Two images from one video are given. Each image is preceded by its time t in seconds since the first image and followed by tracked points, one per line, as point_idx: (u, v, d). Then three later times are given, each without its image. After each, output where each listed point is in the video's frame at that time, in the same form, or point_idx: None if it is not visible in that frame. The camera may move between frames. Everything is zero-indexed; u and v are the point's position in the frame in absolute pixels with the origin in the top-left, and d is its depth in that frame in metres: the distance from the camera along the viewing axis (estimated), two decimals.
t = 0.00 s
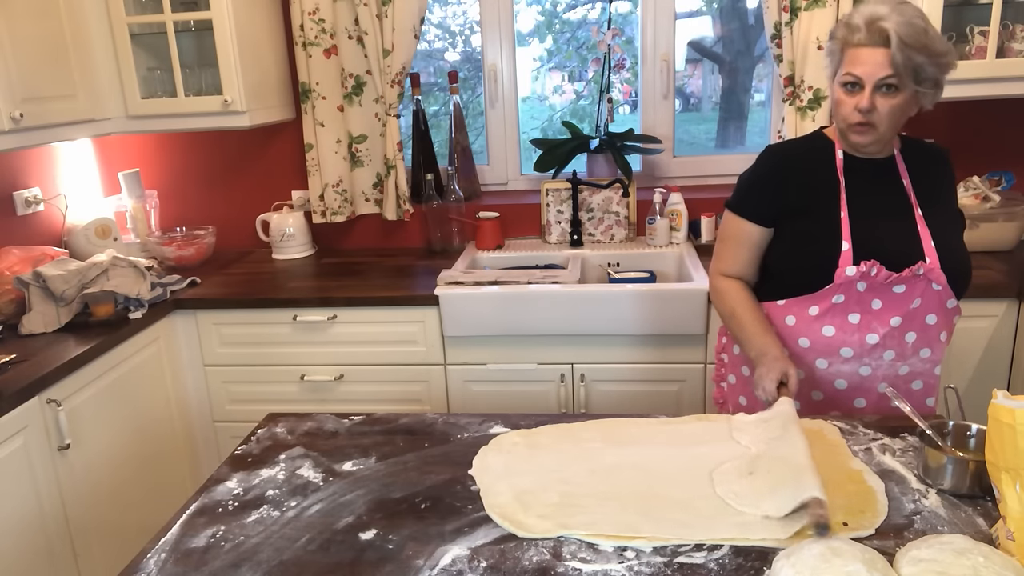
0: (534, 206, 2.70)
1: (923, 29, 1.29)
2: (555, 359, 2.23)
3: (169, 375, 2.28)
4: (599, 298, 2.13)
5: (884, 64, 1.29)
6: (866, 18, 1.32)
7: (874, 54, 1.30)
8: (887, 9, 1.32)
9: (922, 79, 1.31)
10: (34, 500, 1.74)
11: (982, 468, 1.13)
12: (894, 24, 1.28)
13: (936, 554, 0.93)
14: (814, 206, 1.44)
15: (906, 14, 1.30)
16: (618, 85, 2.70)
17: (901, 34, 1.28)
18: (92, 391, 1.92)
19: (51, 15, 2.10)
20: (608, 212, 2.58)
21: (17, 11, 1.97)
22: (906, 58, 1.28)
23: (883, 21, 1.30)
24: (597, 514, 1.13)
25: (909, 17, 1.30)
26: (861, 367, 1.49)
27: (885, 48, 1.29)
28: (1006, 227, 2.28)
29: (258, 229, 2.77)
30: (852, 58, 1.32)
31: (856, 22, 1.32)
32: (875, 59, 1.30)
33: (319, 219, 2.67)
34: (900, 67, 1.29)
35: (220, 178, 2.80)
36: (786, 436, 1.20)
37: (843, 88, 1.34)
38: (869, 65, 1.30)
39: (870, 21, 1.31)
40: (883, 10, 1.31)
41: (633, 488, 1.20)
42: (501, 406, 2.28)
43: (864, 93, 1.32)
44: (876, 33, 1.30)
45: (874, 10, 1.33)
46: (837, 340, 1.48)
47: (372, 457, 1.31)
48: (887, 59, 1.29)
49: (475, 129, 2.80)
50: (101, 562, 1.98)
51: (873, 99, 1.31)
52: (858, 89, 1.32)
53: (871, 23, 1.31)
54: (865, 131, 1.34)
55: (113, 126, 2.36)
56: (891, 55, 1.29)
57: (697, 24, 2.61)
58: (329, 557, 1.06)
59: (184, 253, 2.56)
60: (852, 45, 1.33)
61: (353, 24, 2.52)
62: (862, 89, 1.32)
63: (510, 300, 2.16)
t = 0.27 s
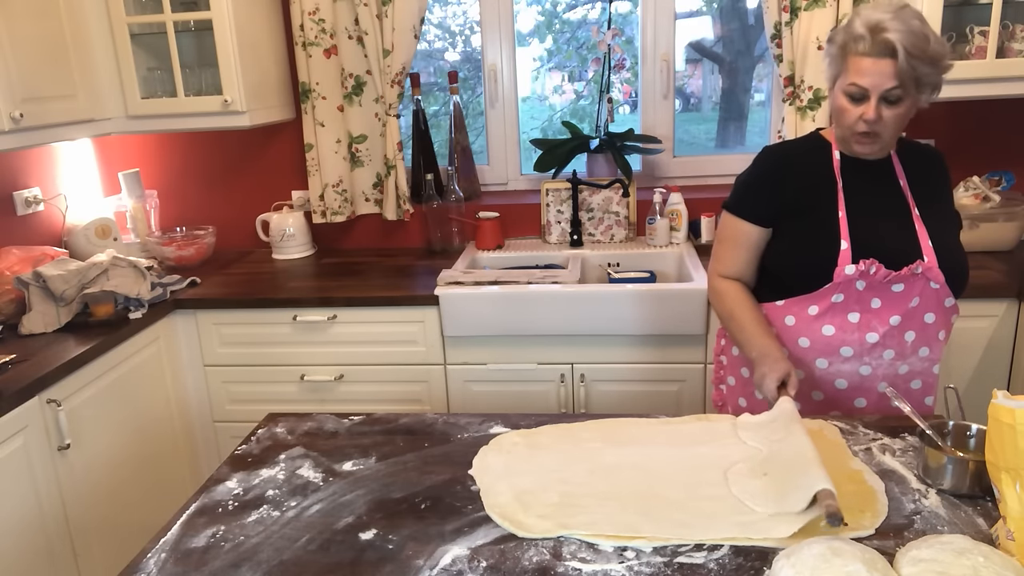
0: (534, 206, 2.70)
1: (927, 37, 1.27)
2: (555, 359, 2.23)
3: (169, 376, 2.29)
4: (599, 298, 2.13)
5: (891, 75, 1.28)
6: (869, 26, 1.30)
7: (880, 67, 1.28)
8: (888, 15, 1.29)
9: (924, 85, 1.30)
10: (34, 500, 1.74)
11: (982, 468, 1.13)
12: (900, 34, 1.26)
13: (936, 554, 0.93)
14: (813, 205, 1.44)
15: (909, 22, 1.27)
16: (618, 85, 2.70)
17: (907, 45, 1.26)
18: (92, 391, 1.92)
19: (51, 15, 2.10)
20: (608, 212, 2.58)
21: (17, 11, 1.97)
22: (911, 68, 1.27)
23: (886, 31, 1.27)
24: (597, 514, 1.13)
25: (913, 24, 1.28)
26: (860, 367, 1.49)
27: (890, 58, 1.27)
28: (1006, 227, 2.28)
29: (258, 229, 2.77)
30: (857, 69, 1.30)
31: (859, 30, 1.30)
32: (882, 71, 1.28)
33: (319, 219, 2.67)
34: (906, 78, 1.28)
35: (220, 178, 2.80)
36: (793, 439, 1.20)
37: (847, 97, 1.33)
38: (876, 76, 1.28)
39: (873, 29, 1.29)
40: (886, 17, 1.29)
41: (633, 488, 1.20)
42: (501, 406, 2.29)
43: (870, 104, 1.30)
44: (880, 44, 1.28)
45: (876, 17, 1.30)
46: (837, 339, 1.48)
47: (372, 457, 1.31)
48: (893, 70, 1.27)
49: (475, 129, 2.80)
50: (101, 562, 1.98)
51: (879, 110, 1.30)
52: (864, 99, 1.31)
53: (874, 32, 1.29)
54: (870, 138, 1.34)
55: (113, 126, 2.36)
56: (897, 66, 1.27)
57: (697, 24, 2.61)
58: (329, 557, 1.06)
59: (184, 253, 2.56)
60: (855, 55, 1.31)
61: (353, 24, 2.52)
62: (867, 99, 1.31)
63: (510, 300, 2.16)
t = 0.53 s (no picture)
0: (534, 206, 2.70)
1: (926, 37, 1.27)
2: (555, 359, 2.23)
3: (169, 375, 2.29)
4: (599, 298, 2.13)
5: (891, 75, 1.28)
6: (868, 25, 1.30)
7: (879, 66, 1.28)
8: (887, 15, 1.29)
9: (923, 85, 1.31)
10: (34, 500, 1.74)
11: (982, 467, 1.13)
12: (899, 34, 1.26)
13: (936, 554, 0.93)
14: (812, 204, 1.44)
15: (908, 22, 1.27)
16: (618, 85, 2.70)
17: (906, 45, 1.26)
18: (92, 391, 1.92)
19: (51, 15, 2.10)
20: (608, 212, 2.58)
21: (17, 11, 1.97)
22: (910, 68, 1.27)
23: (886, 31, 1.27)
24: (597, 514, 1.13)
25: (912, 24, 1.28)
26: (859, 365, 1.49)
27: (890, 58, 1.27)
28: (1006, 227, 2.28)
29: (258, 229, 2.77)
30: (857, 68, 1.30)
31: (858, 30, 1.29)
32: (881, 71, 1.28)
33: (318, 219, 2.67)
34: (905, 78, 1.28)
35: (220, 178, 2.80)
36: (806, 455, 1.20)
37: (847, 97, 1.33)
38: (876, 76, 1.28)
39: (872, 29, 1.29)
40: (885, 17, 1.29)
41: (633, 488, 1.20)
42: (501, 406, 2.29)
43: (869, 104, 1.30)
44: (880, 43, 1.28)
45: (875, 16, 1.30)
46: (835, 337, 1.48)
47: (372, 457, 1.31)
48: (893, 70, 1.27)
49: (475, 129, 2.80)
50: (101, 562, 1.98)
51: (879, 110, 1.30)
52: (864, 99, 1.31)
53: (873, 32, 1.28)
54: (870, 139, 1.34)
55: (113, 126, 2.36)
56: (896, 66, 1.27)
57: (697, 24, 2.61)
58: (328, 557, 1.06)
59: (184, 253, 2.56)
60: (854, 55, 1.31)
61: (353, 24, 2.52)
62: (867, 99, 1.31)
63: (510, 300, 2.16)
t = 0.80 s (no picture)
0: (534, 206, 2.70)
1: (926, 36, 1.28)
2: (555, 359, 2.23)
3: (169, 375, 2.29)
4: (599, 297, 2.13)
5: (891, 74, 1.28)
6: (868, 24, 1.30)
7: (880, 65, 1.28)
8: (887, 14, 1.29)
9: (923, 84, 1.31)
10: (34, 500, 1.74)
11: (982, 467, 1.13)
12: (900, 33, 1.26)
13: (936, 554, 0.93)
14: (811, 204, 1.44)
15: (908, 21, 1.27)
16: (618, 85, 2.70)
17: (907, 44, 1.26)
18: (92, 391, 1.92)
19: (51, 15, 2.10)
20: (608, 212, 2.58)
21: (17, 11, 1.97)
22: (911, 68, 1.27)
23: (886, 30, 1.27)
24: (597, 514, 1.13)
25: (911, 23, 1.28)
26: (856, 365, 1.49)
27: (890, 57, 1.28)
28: (1006, 227, 2.28)
29: (258, 229, 2.77)
30: (857, 68, 1.30)
31: (858, 29, 1.29)
32: (882, 70, 1.28)
33: (318, 219, 2.67)
34: (906, 77, 1.28)
35: (220, 178, 2.80)
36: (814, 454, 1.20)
37: (847, 96, 1.33)
38: (876, 76, 1.28)
39: (873, 28, 1.29)
40: (885, 16, 1.29)
41: (633, 488, 1.20)
42: (501, 406, 2.28)
43: (870, 104, 1.30)
44: (880, 43, 1.28)
45: (874, 15, 1.30)
46: (833, 337, 1.48)
47: (372, 457, 1.31)
48: (893, 69, 1.27)
49: (475, 129, 2.80)
50: (101, 562, 1.98)
51: (880, 109, 1.30)
52: (865, 99, 1.31)
53: (874, 31, 1.28)
54: (870, 139, 1.34)
55: (113, 126, 2.36)
56: (896, 65, 1.27)
57: (697, 24, 2.61)
58: (328, 557, 1.06)
59: (184, 253, 2.56)
60: (854, 54, 1.31)
61: (353, 24, 2.52)
62: (868, 98, 1.31)
63: (510, 300, 2.16)
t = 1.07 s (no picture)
0: (534, 206, 2.70)
1: (928, 37, 1.28)
2: (555, 359, 2.23)
3: (169, 375, 2.29)
4: (599, 298, 2.13)
5: (893, 75, 1.28)
6: (870, 25, 1.30)
7: (882, 66, 1.28)
8: (889, 14, 1.29)
9: (924, 85, 1.31)
10: (34, 500, 1.74)
11: (982, 468, 1.13)
12: (902, 34, 1.26)
13: (937, 554, 0.93)
14: (811, 204, 1.44)
15: (910, 22, 1.27)
16: (618, 85, 2.70)
17: (910, 45, 1.26)
18: (92, 391, 1.92)
19: (51, 15, 2.11)
20: (608, 212, 2.58)
21: (17, 11, 1.97)
22: (913, 68, 1.28)
23: (889, 30, 1.27)
24: (597, 514, 1.13)
25: (913, 24, 1.28)
26: (855, 366, 1.49)
27: (893, 58, 1.28)
28: (1006, 227, 2.28)
29: (258, 229, 2.77)
30: (859, 68, 1.30)
31: (860, 30, 1.29)
32: (884, 71, 1.28)
33: (318, 219, 2.67)
34: (908, 78, 1.28)
35: (220, 178, 2.80)
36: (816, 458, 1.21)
37: (849, 97, 1.33)
38: (878, 76, 1.28)
39: (875, 29, 1.29)
40: (887, 16, 1.29)
41: (634, 488, 1.20)
42: (501, 406, 2.28)
43: (872, 104, 1.30)
44: (883, 43, 1.28)
45: (876, 15, 1.30)
46: (832, 339, 1.48)
47: (372, 457, 1.31)
48: (896, 70, 1.28)
49: (475, 129, 2.80)
50: (101, 562, 1.98)
51: (882, 110, 1.30)
52: (867, 99, 1.31)
53: (876, 32, 1.28)
54: (871, 140, 1.34)
55: (113, 126, 2.36)
56: (899, 66, 1.27)
57: (697, 24, 2.61)
58: (328, 557, 1.06)
59: (184, 253, 2.56)
60: (856, 54, 1.31)
61: (353, 24, 2.52)
62: (869, 99, 1.31)
63: (510, 300, 2.16)
